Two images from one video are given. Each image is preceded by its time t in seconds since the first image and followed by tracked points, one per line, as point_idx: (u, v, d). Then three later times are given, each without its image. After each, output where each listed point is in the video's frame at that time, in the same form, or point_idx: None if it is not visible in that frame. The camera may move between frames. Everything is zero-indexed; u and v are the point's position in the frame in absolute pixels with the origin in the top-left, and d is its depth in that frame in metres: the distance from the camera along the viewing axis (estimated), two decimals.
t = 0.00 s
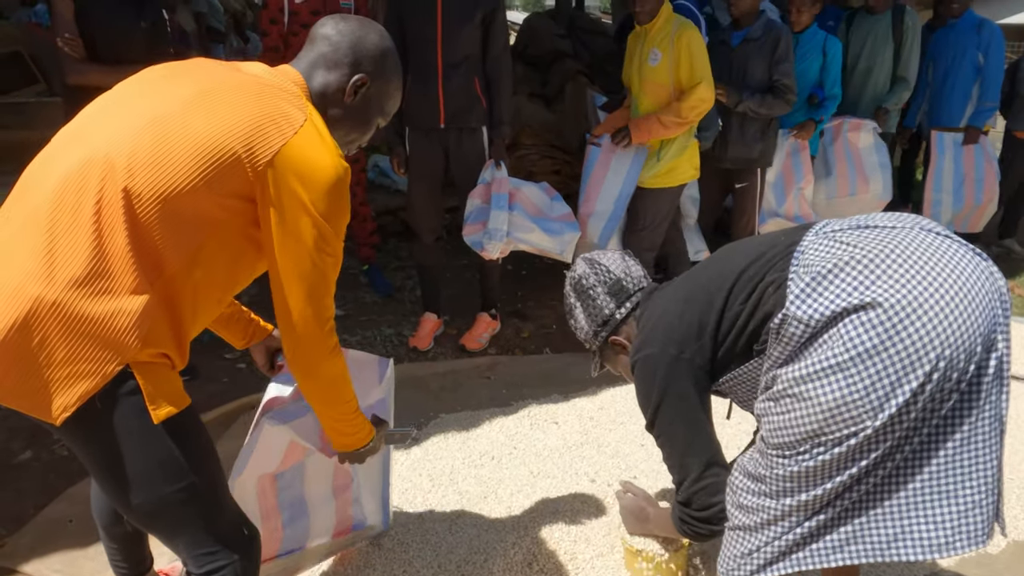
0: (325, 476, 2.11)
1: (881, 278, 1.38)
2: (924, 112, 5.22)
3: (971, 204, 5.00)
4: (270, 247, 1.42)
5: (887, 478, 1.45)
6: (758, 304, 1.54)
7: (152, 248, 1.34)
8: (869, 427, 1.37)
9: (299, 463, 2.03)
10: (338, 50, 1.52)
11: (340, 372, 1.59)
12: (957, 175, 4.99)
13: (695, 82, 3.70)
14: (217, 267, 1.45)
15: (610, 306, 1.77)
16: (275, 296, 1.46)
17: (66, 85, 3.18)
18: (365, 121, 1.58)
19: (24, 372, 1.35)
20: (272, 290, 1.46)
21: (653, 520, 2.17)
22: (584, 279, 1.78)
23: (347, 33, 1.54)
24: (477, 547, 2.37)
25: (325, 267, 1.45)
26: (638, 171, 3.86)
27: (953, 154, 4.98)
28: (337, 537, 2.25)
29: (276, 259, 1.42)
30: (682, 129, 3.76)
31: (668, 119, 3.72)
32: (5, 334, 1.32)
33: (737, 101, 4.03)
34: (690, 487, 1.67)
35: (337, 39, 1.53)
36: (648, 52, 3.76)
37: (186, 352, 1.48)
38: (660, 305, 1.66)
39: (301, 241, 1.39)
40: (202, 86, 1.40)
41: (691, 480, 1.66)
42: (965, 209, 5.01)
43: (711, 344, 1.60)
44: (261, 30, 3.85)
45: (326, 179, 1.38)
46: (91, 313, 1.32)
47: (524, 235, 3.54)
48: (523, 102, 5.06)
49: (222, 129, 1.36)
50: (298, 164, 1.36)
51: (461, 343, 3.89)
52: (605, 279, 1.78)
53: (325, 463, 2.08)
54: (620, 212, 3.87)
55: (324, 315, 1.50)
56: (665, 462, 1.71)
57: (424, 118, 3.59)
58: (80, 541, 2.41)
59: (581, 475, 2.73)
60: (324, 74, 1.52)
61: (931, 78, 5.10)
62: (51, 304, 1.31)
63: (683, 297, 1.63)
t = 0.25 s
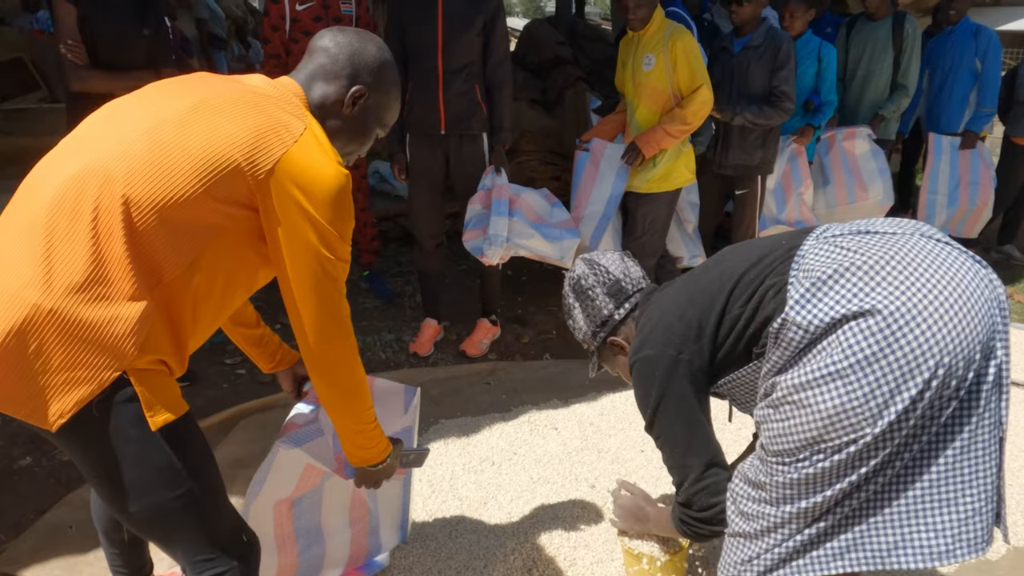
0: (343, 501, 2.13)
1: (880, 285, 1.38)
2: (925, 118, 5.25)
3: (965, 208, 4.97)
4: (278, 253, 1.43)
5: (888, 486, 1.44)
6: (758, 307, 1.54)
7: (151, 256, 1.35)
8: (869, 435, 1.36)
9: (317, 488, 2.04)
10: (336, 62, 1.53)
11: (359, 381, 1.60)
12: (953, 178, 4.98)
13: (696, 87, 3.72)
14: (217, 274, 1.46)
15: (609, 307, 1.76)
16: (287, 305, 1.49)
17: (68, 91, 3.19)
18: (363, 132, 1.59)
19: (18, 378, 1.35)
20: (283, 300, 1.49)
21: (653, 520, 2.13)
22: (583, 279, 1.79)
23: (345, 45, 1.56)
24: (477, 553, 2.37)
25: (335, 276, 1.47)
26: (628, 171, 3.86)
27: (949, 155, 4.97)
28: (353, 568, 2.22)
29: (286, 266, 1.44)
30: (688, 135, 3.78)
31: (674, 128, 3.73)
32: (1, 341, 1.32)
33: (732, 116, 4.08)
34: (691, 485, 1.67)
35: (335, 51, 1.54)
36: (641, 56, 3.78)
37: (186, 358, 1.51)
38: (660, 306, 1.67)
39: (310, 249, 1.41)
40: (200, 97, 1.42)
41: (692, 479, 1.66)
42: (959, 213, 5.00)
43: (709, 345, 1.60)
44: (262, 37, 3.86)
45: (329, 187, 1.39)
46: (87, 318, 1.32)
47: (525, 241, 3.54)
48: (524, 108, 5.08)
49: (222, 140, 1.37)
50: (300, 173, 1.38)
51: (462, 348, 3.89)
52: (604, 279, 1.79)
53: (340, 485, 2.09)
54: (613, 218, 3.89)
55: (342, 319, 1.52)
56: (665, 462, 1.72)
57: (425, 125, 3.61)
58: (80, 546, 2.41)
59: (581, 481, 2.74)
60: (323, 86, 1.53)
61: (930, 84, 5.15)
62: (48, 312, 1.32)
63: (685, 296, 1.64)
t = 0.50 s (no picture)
0: (358, 515, 2.16)
1: (879, 289, 1.39)
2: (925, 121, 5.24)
3: (963, 209, 5.01)
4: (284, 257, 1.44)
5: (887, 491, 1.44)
6: (757, 308, 1.54)
7: (150, 261, 1.36)
8: (867, 439, 1.37)
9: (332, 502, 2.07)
10: (336, 72, 1.54)
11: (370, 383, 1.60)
12: (950, 179, 5.01)
13: (694, 90, 3.75)
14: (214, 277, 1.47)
15: (607, 305, 1.76)
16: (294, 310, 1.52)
17: (70, 94, 3.20)
18: (364, 142, 1.60)
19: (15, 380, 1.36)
20: (288, 302, 1.51)
21: (648, 518, 2.06)
22: (582, 277, 1.79)
23: (344, 55, 1.57)
24: (477, 557, 2.38)
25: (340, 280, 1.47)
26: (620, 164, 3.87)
27: (949, 156, 4.99)
28: None
29: (292, 272, 1.45)
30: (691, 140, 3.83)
31: (678, 136, 3.78)
32: None
33: (726, 126, 4.14)
34: (692, 484, 1.65)
35: (335, 61, 1.55)
36: (637, 61, 3.81)
37: (185, 363, 1.52)
38: (658, 304, 1.66)
39: (313, 254, 1.42)
40: (198, 105, 1.44)
41: (692, 477, 1.64)
42: (957, 214, 5.03)
43: (707, 344, 1.59)
44: (263, 41, 3.85)
45: (331, 194, 1.40)
46: (85, 320, 1.33)
47: (524, 245, 3.55)
48: (524, 112, 5.09)
49: (222, 148, 1.38)
50: (301, 178, 1.38)
51: (462, 352, 3.90)
52: (603, 277, 1.79)
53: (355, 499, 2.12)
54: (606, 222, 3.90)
55: (350, 321, 1.52)
56: (664, 462, 1.70)
57: (426, 129, 3.62)
58: (80, 550, 2.41)
59: (581, 485, 2.74)
60: (323, 95, 1.54)
61: (928, 88, 5.13)
62: (45, 316, 1.33)
63: (684, 296, 1.63)
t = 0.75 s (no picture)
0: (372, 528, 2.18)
1: (879, 294, 1.39)
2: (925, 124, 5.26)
3: (961, 212, 5.03)
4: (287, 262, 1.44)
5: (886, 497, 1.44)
6: (756, 310, 1.53)
7: (149, 265, 1.36)
8: (866, 445, 1.37)
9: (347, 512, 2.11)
10: (337, 81, 1.55)
11: (377, 385, 1.60)
12: (949, 181, 5.02)
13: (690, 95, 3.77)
14: (213, 281, 1.48)
15: (605, 302, 1.76)
16: (300, 314, 1.52)
17: (72, 99, 3.21)
18: (366, 152, 1.61)
19: (13, 384, 1.36)
20: (294, 306, 1.52)
21: (638, 518, 1.95)
22: (581, 273, 1.78)
23: (345, 64, 1.57)
24: (477, 562, 2.38)
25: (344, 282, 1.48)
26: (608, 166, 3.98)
27: (948, 160, 4.99)
28: None
29: (296, 278, 1.45)
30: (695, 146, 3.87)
31: (685, 143, 3.82)
32: None
33: (724, 133, 4.14)
34: (690, 481, 1.66)
35: (337, 71, 1.56)
36: (633, 64, 3.81)
37: (183, 367, 1.53)
38: (658, 303, 1.67)
39: (316, 258, 1.42)
40: (199, 111, 1.45)
41: (690, 473, 1.65)
42: (955, 217, 5.04)
43: (705, 344, 1.60)
44: (264, 47, 3.85)
45: (333, 201, 1.40)
46: (82, 324, 1.34)
47: (524, 249, 3.56)
48: (524, 117, 5.10)
49: (223, 155, 1.39)
50: (302, 183, 1.39)
51: (462, 357, 3.90)
52: (602, 274, 1.78)
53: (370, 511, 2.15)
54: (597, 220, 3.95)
55: (355, 322, 1.52)
56: (663, 461, 1.71)
57: (426, 134, 3.62)
58: (80, 555, 2.41)
59: (581, 489, 2.74)
60: (325, 104, 1.54)
61: (927, 93, 5.16)
62: (43, 321, 1.33)
63: (684, 295, 1.64)
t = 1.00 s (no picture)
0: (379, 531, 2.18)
1: (879, 298, 1.39)
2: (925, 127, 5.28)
3: (962, 216, 5.01)
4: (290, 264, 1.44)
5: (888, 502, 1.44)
6: (757, 310, 1.53)
7: (149, 268, 1.37)
8: (866, 449, 1.37)
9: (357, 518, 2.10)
10: (339, 87, 1.56)
11: (384, 389, 1.60)
12: (950, 184, 5.01)
13: (687, 100, 3.79)
14: (213, 284, 1.48)
15: (604, 298, 1.73)
16: (305, 318, 1.52)
17: (75, 103, 3.22)
18: (369, 157, 1.61)
19: (12, 386, 1.37)
20: (299, 308, 1.53)
21: (632, 520, 1.85)
22: (580, 269, 1.75)
23: (347, 70, 1.58)
24: (477, 565, 2.39)
25: (348, 286, 1.47)
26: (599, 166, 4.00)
27: (948, 164, 4.99)
28: None
29: (300, 281, 1.45)
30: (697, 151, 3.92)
31: (690, 149, 3.86)
32: None
33: (722, 135, 4.18)
34: (693, 477, 1.61)
35: (338, 76, 1.57)
36: (630, 66, 3.83)
37: (184, 371, 1.54)
38: (656, 299, 1.64)
39: (319, 262, 1.42)
40: (201, 116, 1.46)
41: (693, 470, 1.61)
42: (956, 220, 5.03)
43: (705, 342, 1.57)
44: (265, 51, 3.86)
45: (336, 204, 1.40)
46: (81, 327, 1.34)
47: (524, 253, 3.56)
48: (525, 121, 5.11)
49: (225, 161, 1.39)
50: (303, 187, 1.39)
51: (463, 360, 3.90)
52: (601, 270, 1.75)
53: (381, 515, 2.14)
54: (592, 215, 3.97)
55: (360, 324, 1.52)
56: (659, 456, 1.66)
57: (427, 138, 3.63)
58: (81, 559, 2.41)
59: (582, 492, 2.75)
60: (327, 110, 1.55)
61: (927, 97, 5.17)
62: (41, 326, 1.34)
63: (684, 293, 1.61)
